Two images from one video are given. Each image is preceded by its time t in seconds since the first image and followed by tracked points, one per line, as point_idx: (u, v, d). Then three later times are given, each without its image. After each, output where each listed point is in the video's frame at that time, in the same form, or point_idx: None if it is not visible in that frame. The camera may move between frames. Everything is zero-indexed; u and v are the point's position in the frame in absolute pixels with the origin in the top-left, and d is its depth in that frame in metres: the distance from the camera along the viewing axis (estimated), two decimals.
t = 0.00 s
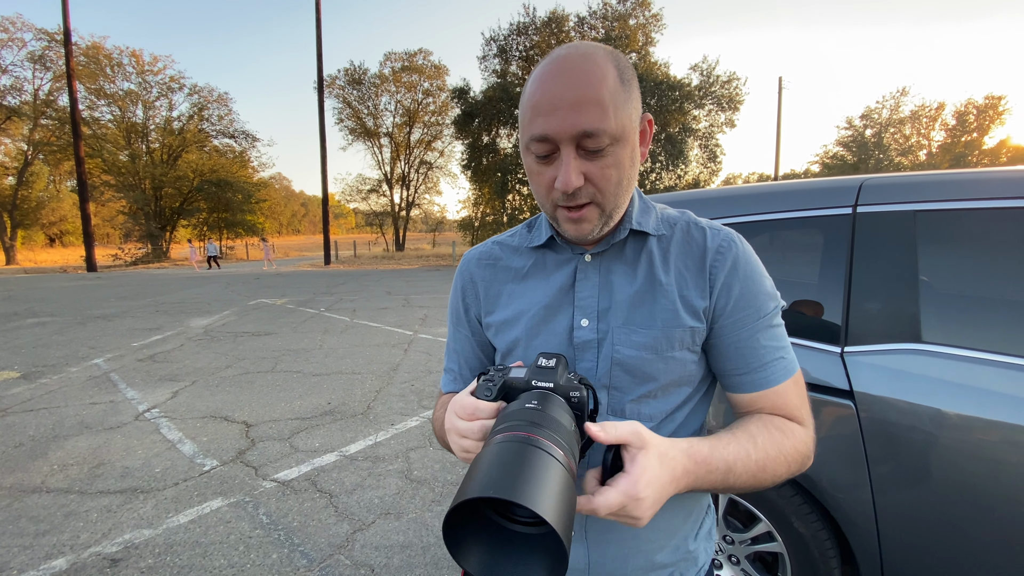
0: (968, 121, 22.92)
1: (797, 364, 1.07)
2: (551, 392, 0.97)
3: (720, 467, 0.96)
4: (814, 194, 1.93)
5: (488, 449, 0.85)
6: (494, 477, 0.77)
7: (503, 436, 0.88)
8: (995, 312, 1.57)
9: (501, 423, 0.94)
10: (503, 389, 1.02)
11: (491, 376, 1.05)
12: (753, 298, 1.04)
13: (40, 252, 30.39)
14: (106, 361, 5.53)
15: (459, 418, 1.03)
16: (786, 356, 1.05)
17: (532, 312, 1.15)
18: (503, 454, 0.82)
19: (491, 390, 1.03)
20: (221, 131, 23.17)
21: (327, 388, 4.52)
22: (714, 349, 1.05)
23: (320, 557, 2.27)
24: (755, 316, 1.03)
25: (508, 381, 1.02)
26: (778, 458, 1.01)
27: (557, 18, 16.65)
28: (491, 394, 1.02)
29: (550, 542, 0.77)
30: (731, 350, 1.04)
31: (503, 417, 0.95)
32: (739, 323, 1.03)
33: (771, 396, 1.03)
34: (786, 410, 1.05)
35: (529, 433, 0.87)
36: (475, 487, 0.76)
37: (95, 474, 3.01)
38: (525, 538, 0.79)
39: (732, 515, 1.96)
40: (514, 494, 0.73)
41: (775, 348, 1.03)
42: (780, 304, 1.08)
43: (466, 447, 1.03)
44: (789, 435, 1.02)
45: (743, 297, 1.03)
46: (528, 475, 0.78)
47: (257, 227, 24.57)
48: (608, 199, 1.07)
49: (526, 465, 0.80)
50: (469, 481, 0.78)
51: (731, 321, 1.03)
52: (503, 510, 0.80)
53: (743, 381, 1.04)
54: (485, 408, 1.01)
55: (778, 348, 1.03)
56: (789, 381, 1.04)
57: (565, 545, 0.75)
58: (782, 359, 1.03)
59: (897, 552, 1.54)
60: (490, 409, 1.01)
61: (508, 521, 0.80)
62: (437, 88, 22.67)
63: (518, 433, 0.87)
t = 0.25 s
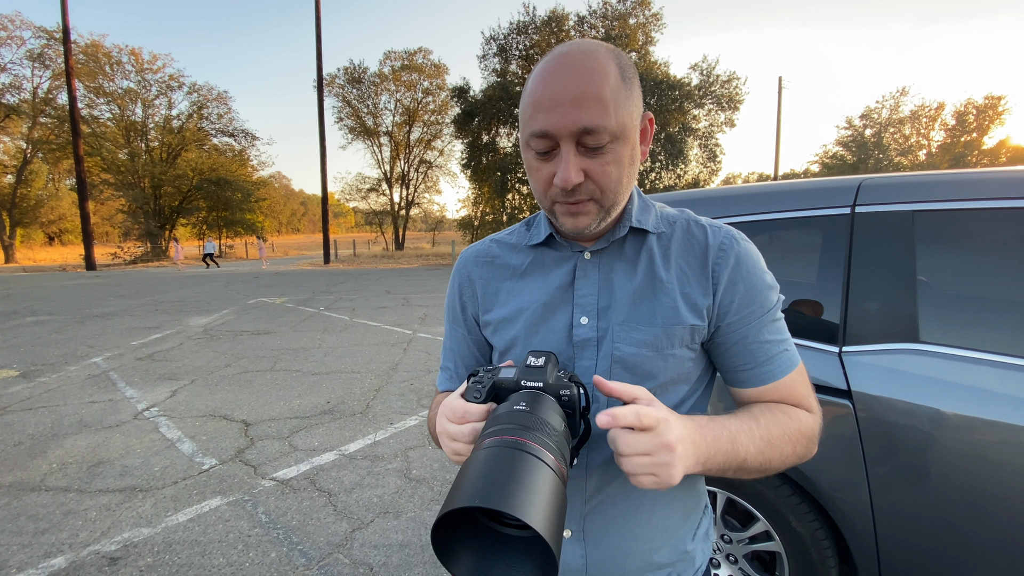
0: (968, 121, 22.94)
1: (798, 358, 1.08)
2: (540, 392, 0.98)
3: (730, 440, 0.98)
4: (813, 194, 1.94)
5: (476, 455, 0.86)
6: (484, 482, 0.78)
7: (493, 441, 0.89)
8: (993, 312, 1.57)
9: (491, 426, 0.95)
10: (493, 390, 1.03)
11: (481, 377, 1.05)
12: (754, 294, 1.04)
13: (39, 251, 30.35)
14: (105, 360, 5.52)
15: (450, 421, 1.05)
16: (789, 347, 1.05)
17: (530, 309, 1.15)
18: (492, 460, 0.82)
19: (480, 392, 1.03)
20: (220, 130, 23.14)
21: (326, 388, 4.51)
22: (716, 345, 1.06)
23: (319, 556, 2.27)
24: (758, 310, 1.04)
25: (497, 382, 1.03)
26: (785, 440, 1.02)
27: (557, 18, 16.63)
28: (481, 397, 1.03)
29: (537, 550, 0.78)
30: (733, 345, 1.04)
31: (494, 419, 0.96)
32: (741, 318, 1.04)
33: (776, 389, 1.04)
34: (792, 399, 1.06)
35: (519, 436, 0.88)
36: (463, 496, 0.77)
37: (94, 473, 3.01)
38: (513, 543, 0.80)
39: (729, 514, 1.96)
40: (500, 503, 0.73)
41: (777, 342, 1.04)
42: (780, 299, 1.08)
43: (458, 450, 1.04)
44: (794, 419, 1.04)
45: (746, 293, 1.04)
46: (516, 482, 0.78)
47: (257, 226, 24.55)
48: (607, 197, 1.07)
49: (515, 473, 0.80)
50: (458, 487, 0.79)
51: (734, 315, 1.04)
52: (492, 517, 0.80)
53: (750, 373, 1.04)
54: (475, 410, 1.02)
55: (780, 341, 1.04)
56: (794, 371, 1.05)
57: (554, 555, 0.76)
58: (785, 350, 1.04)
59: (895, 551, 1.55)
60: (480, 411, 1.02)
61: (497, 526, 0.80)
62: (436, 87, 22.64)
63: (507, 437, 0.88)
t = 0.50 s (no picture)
0: (968, 121, 22.97)
1: (795, 362, 1.08)
2: (539, 396, 0.97)
3: (706, 445, 1.00)
4: (813, 194, 1.94)
5: (474, 463, 0.86)
6: (482, 490, 0.78)
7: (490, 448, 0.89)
8: (992, 313, 1.57)
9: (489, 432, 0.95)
10: (491, 393, 1.03)
11: (478, 381, 1.05)
12: (754, 296, 1.04)
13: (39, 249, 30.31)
14: (104, 359, 5.52)
15: (448, 425, 1.05)
16: (784, 352, 1.06)
17: (532, 309, 1.15)
18: (490, 469, 0.83)
19: (478, 395, 1.03)
20: (220, 129, 23.13)
21: (326, 387, 4.51)
22: (714, 348, 1.06)
23: (318, 554, 2.27)
24: (756, 312, 1.04)
25: (495, 385, 1.02)
26: (765, 445, 1.04)
27: (557, 17, 16.60)
28: (479, 400, 1.03)
29: (537, 553, 0.78)
30: (730, 347, 1.04)
31: (491, 425, 0.96)
32: (740, 319, 1.04)
33: (771, 393, 1.05)
34: (785, 404, 1.06)
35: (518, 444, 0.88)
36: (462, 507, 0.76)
37: (93, 471, 3.01)
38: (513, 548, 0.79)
39: (728, 514, 1.96)
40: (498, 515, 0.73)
41: (774, 345, 1.04)
42: (778, 303, 1.08)
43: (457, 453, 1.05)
44: (778, 426, 1.05)
45: (745, 295, 1.04)
46: (513, 490, 0.79)
47: (256, 225, 24.52)
48: (625, 179, 1.08)
49: (512, 480, 0.80)
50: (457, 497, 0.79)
51: (734, 317, 1.04)
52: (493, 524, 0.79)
53: (743, 376, 1.05)
54: (473, 414, 1.02)
55: (776, 346, 1.04)
56: (788, 377, 1.05)
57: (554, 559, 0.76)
58: (781, 354, 1.05)
59: (892, 551, 1.55)
60: (479, 415, 1.03)
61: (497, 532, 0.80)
62: (436, 87, 22.63)
63: (505, 445, 0.88)
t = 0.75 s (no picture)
0: (968, 121, 23.00)
1: (794, 367, 1.08)
2: (536, 395, 0.97)
3: (704, 445, 1.00)
4: (813, 194, 1.94)
5: (475, 466, 0.85)
6: (483, 494, 0.79)
7: (490, 451, 0.88)
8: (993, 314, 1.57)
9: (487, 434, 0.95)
10: (488, 394, 1.02)
11: (475, 381, 1.05)
12: (756, 300, 1.05)
13: (38, 248, 30.28)
14: (103, 358, 5.51)
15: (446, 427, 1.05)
16: (784, 356, 1.06)
17: (534, 307, 1.14)
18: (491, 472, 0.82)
19: (476, 396, 1.03)
20: (219, 128, 23.10)
21: (325, 386, 4.51)
22: (715, 350, 1.06)
23: (317, 554, 2.27)
24: (758, 316, 1.04)
25: (492, 386, 1.02)
26: (763, 449, 1.04)
27: (557, 16, 16.57)
28: (476, 401, 1.03)
29: (539, 553, 0.77)
30: (730, 349, 1.04)
31: (490, 426, 0.96)
32: (742, 322, 1.04)
33: (769, 398, 1.05)
34: (782, 408, 1.07)
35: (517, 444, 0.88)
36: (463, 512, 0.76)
37: (92, 470, 3.01)
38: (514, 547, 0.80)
39: (728, 514, 1.96)
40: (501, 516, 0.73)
41: (773, 350, 1.04)
42: (779, 308, 1.09)
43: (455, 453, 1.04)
44: (777, 429, 1.05)
45: (747, 299, 1.04)
46: (514, 492, 0.78)
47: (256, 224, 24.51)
48: (639, 173, 1.09)
49: (513, 483, 0.80)
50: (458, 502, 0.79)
51: (736, 321, 1.04)
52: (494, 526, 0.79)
53: (742, 379, 1.05)
54: (471, 415, 1.02)
55: (776, 350, 1.05)
56: (786, 381, 1.06)
57: (555, 559, 0.76)
58: (780, 359, 1.05)
59: (891, 551, 1.55)
60: (477, 417, 1.02)
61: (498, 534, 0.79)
62: (436, 86, 22.61)
63: (503, 446, 0.88)
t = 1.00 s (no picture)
0: (967, 123, 23.06)
1: (793, 372, 1.08)
2: (536, 395, 0.97)
3: (703, 445, 1.00)
4: (812, 195, 1.94)
5: (474, 467, 0.85)
6: (483, 494, 0.79)
7: (489, 451, 0.89)
8: (990, 315, 1.58)
9: (486, 434, 0.95)
10: (489, 393, 1.02)
11: (474, 381, 1.05)
12: (756, 304, 1.05)
13: (37, 247, 30.27)
14: (103, 358, 5.50)
15: (446, 426, 1.05)
16: (783, 360, 1.06)
17: (536, 307, 1.15)
18: (491, 473, 0.82)
19: (476, 395, 1.03)
20: (219, 127, 23.09)
21: (325, 386, 4.51)
22: (715, 353, 1.06)
23: (316, 554, 2.27)
24: (758, 319, 1.04)
25: (491, 386, 1.02)
26: (762, 452, 1.04)
27: (557, 17, 16.56)
28: (477, 400, 1.03)
29: (538, 554, 0.77)
30: (730, 352, 1.05)
31: (489, 426, 0.96)
32: (743, 324, 1.04)
33: (768, 401, 1.05)
34: (781, 412, 1.07)
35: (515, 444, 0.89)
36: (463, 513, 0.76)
37: (91, 470, 3.00)
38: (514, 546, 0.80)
39: (727, 514, 1.96)
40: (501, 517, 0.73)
41: (773, 353, 1.04)
42: (779, 312, 1.08)
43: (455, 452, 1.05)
44: (776, 432, 1.05)
45: (748, 302, 1.05)
46: (514, 492, 0.79)
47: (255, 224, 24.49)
48: (641, 172, 1.08)
49: (513, 482, 0.80)
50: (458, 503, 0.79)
51: (736, 323, 1.04)
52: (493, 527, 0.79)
53: (741, 382, 1.05)
54: (470, 414, 1.02)
55: (776, 354, 1.05)
56: (785, 385, 1.06)
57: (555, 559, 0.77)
58: (779, 363, 1.05)
59: (889, 552, 1.55)
60: (477, 416, 1.02)
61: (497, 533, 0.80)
62: (436, 86, 22.62)
63: (503, 446, 0.88)
